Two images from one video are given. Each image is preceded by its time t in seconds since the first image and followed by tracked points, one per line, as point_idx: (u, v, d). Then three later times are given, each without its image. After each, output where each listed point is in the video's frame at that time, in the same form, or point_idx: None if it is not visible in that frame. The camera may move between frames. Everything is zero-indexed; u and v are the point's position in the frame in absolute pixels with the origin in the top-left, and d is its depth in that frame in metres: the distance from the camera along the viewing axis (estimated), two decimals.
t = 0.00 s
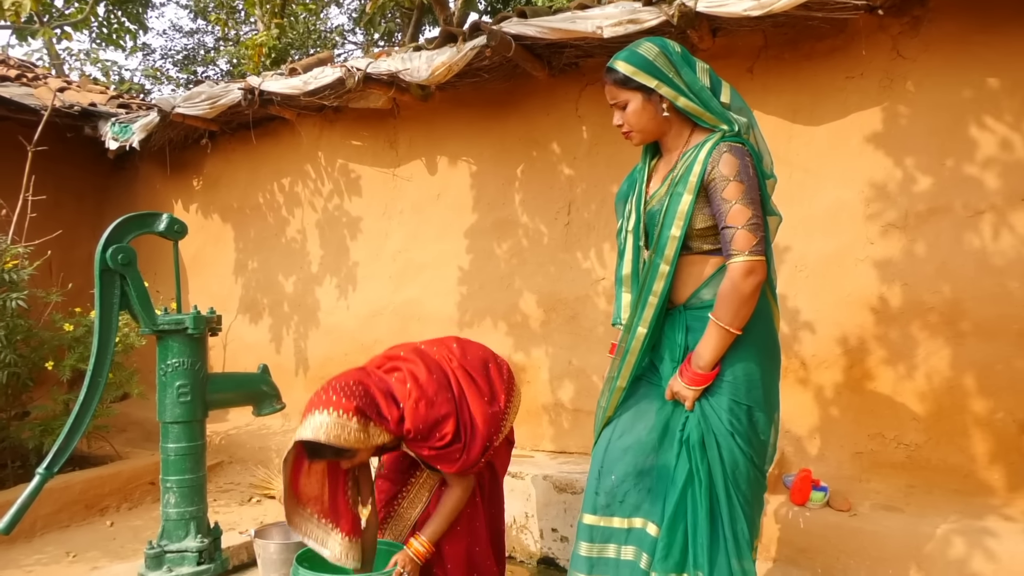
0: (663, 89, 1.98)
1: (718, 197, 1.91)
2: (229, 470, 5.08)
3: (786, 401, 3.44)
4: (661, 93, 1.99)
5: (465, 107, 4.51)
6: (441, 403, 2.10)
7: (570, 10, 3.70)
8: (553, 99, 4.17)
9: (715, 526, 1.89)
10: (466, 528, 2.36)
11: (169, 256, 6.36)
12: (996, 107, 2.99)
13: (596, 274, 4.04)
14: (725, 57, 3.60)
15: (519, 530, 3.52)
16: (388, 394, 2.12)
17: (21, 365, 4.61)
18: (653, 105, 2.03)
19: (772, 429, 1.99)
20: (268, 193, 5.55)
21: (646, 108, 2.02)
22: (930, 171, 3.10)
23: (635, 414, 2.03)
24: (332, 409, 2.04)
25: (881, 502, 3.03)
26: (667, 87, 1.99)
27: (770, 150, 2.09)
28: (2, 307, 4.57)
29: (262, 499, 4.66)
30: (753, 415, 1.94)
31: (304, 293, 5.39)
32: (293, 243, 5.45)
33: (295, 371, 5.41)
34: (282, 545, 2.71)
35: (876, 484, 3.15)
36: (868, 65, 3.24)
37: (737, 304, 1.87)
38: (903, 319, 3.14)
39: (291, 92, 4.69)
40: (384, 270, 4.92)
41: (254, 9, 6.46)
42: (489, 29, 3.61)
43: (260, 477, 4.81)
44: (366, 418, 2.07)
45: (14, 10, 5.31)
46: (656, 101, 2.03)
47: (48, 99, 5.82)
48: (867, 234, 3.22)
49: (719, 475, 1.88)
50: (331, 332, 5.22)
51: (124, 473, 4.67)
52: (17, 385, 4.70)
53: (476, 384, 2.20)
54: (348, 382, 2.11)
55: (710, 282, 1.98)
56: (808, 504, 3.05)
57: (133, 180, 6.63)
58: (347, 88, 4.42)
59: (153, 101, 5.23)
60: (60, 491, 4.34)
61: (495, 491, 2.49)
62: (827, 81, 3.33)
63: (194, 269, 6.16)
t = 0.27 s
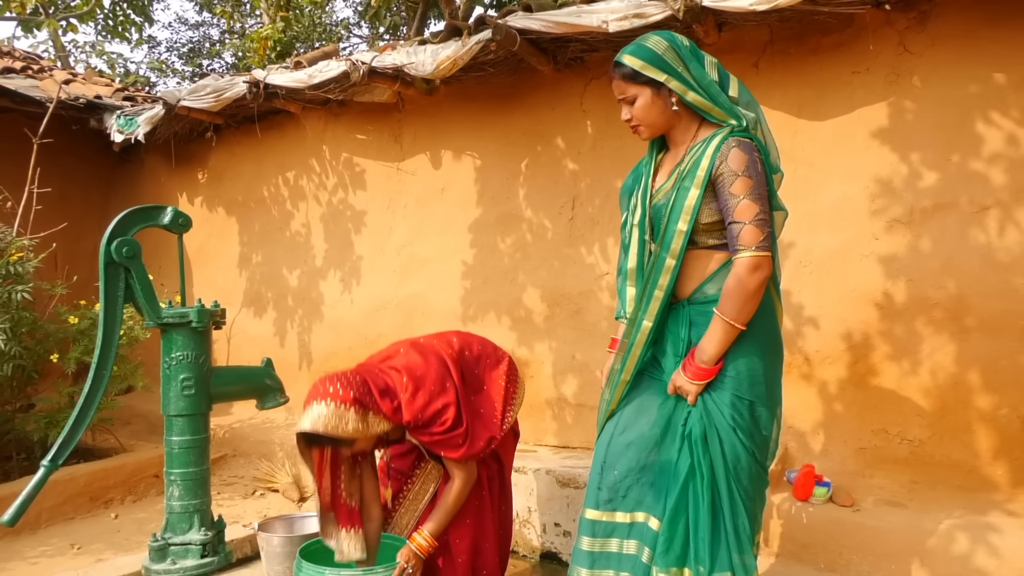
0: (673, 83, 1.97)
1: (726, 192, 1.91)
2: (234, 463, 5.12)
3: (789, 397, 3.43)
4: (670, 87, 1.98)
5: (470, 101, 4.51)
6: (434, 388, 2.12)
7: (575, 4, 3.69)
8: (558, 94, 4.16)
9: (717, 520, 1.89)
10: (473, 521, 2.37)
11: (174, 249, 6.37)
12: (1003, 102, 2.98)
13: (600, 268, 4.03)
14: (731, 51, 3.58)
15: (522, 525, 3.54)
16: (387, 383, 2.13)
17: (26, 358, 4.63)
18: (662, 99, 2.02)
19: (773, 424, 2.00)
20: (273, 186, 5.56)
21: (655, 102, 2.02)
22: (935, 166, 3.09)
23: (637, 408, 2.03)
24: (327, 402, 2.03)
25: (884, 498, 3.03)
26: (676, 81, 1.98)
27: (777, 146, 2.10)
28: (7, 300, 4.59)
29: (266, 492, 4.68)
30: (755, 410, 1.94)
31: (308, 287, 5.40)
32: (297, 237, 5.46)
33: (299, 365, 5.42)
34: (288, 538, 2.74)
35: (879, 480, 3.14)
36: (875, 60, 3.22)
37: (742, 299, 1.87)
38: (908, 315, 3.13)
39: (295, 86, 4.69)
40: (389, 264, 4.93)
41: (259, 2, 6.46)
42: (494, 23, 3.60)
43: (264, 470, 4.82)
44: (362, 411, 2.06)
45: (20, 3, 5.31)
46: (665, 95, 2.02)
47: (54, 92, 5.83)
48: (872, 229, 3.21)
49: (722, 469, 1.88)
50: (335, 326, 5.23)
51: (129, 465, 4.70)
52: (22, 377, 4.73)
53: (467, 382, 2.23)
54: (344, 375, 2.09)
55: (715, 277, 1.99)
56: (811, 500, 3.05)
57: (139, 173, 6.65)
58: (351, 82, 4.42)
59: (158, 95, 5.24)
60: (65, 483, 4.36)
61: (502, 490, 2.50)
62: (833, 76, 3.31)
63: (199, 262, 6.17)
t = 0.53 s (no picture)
0: (676, 82, 1.98)
1: (726, 191, 1.91)
2: (230, 462, 5.14)
3: (787, 398, 3.43)
4: (673, 87, 1.98)
5: (469, 101, 4.51)
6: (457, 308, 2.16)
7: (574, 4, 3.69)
8: (557, 94, 4.16)
9: (714, 522, 1.89)
10: (468, 518, 2.29)
11: (172, 247, 6.37)
12: (1001, 104, 2.98)
13: (598, 269, 4.03)
14: (730, 51, 3.58)
15: (519, 524, 3.54)
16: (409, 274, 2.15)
17: (23, 355, 4.62)
18: (665, 99, 2.02)
19: (770, 425, 2.00)
20: (271, 185, 5.55)
21: (658, 102, 2.02)
22: (934, 168, 3.09)
23: (633, 409, 2.04)
24: (348, 258, 2.06)
25: (881, 499, 3.04)
26: (679, 80, 1.98)
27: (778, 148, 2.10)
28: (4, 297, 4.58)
29: (262, 491, 4.67)
30: (752, 411, 1.94)
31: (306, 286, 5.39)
32: (295, 236, 5.45)
33: (297, 364, 5.42)
34: (284, 538, 2.75)
35: (876, 481, 3.14)
36: (874, 62, 3.22)
37: (738, 299, 1.87)
38: (905, 316, 3.14)
39: (294, 84, 4.68)
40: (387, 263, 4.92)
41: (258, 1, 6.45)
42: (494, 23, 3.59)
43: (261, 469, 4.82)
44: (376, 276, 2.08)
45: None
46: (668, 94, 2.02)
47: (52, 90, 5.82)
48: (870, 231, 3.21)
49: (718, 471, 1.88)
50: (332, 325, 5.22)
51: (126, 463, 4.69)
52: (19, 375, 4.72)
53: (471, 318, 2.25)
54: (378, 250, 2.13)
55: (710, 279, 1.98)
56: (808, 501, 3.06)
57: (137, 171, 6.64)
58: (350, 81, 4.41)
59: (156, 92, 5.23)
60: (61, 481, 4.36)
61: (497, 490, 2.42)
62: (831, 77, 3.32)
63: (197, 260, 6.17)
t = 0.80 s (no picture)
0: (683, 79, 1.97)
1: (730, 189, 1.91)
2: (231, 459, 5.16)
3: (786, 398, 3.44)
4: (680, 84, 1.98)
5: (470, 99, 4.51)
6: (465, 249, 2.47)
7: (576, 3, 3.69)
8: (558, 92, 4.16)
9: (714, 521, 1.89)
10: (459, 516, 2.34)
11: (173, 244, 6.37)
12: (1003, 105, 2.97)
13: (599, 268, 4.03)
14: (732, 51, 3.58)
15: (518, 523, 3.55)
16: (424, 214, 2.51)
17: (24, 351, 4.62)
18: (672, 95, 2.02)
19: (770, 424, 2.00)
20: (273, 182, 5.55)
21: (665, 98, 2.02)
22: (935, 168, 3.09)
23: (633, 407, 2.04)
24: (365, 176, 2.40)
25: (880, 499, 3.04)
26: (686, 78, 1.98)
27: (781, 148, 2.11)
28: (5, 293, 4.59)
29: (263, 488, 4.68)
30: (753, 411, 1.95)
31: (307, 283, 5.39)
32: (296, 234, 5.45)
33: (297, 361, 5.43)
34: (284, 535, 2.77)
35: (876, 481, 3.15)
36: (876, 62, 3.22)
37: (740, 297, 1.87)
38: (906, 316, 3.14)
39: (296, 82, 4.68)
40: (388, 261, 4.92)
41: None
42: (495, 21, 3.59)
43: (261, 466, 4.83)
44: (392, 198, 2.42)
45: None
46: (675, 91, 2.02)
47: (54, 86, 5.82)
48: (871, 231, 3.21)
49: (718, 470, 1.88)
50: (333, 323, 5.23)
51: (126, 459, 4.70)
52: (20, 371, 4.73)
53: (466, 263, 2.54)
54: (395, 179, 2.49)
55: (710, 276, 1.99)
56: (807, 501, 3.06)
57: (138, 167, 6.64)
58: (352, 78, 4.41)
59: (158, 89, 5.24)
60: (62, 477, 4.36)
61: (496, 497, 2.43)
62: (833, 77, 3.32)
63: (198, 258, 6.17)
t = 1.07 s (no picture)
0: (690, 76, 1.97)
1: (731, 187, 1.91)
2: (230, 456, 5.16)
3: (786, 397, 3.44)
4: (686, 81, 1.98)
5: (471, 97, 4.50)
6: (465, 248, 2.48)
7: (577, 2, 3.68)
8: (559, 91, 4.16)
9: (710, 521, 1.89)
10: (462, 515, 2.34)
11: (174, 242, 6.38)
12: (1004, 105, 2.97)
13: (599, 266, 4.03)
14: (733, 50, 3.58)
15: (517, 521, 3.54)
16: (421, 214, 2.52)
17: (24, 348, 4.63)
18: (678, 92, 2.02)
19: (767, 424, 2.00)
20: (273, 180, 5.55)
21: (671, 94, 2.02)
22: (936, 169, 3.09)
23: (630, 406, 2.04)
24: (356, 178, 2.42)
25: (880, 499, 3.04)
26: (693, 75, 1.98)
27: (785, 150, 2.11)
28: (6, 290, 4.59)
29: (262, 485, 4.68)
30: (750, 411, 1.95)
31: (307, 281, 5.39)
32: (297, 231, 5.45)
33: (297, 358, 5.43)
34: (283, 532, 2.77)
35: (875, 481, 3.15)
36: (877, 62, 3.22)
37: (737, 296, 1.87)
38: (906, 317, 3.13)
39: (297, 80, 4.68)
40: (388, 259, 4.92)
41: None
42: (496, 20, 3.59)
43: (261, 464, 4.83)
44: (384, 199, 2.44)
45: None
46: (681, 88, 2.02)
47: (55, 83, 5.82)
48: (871, 231, 3.21)
49: (715, 469, 1.88)
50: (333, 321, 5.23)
51: (126, 456, 4.70)
52: (20, 367, 4.73)
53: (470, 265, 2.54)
54: (389, 181, 2.50)
55: (708, 275, 1.99)
56: (806, 500, 3.06)
57: (139, 165, 6.64)
58: (353, 76, 4.41)
59: (159, 86, 5.23)
60: (61, 474, 4.36)
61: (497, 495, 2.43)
62: (835, 77, 3.31)
63: (198, 255, 6.17)
